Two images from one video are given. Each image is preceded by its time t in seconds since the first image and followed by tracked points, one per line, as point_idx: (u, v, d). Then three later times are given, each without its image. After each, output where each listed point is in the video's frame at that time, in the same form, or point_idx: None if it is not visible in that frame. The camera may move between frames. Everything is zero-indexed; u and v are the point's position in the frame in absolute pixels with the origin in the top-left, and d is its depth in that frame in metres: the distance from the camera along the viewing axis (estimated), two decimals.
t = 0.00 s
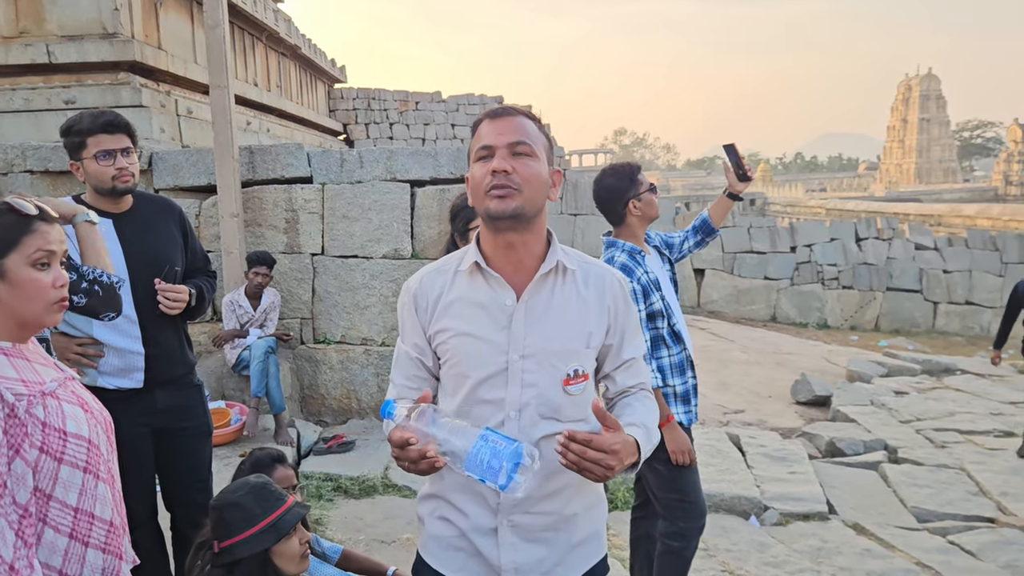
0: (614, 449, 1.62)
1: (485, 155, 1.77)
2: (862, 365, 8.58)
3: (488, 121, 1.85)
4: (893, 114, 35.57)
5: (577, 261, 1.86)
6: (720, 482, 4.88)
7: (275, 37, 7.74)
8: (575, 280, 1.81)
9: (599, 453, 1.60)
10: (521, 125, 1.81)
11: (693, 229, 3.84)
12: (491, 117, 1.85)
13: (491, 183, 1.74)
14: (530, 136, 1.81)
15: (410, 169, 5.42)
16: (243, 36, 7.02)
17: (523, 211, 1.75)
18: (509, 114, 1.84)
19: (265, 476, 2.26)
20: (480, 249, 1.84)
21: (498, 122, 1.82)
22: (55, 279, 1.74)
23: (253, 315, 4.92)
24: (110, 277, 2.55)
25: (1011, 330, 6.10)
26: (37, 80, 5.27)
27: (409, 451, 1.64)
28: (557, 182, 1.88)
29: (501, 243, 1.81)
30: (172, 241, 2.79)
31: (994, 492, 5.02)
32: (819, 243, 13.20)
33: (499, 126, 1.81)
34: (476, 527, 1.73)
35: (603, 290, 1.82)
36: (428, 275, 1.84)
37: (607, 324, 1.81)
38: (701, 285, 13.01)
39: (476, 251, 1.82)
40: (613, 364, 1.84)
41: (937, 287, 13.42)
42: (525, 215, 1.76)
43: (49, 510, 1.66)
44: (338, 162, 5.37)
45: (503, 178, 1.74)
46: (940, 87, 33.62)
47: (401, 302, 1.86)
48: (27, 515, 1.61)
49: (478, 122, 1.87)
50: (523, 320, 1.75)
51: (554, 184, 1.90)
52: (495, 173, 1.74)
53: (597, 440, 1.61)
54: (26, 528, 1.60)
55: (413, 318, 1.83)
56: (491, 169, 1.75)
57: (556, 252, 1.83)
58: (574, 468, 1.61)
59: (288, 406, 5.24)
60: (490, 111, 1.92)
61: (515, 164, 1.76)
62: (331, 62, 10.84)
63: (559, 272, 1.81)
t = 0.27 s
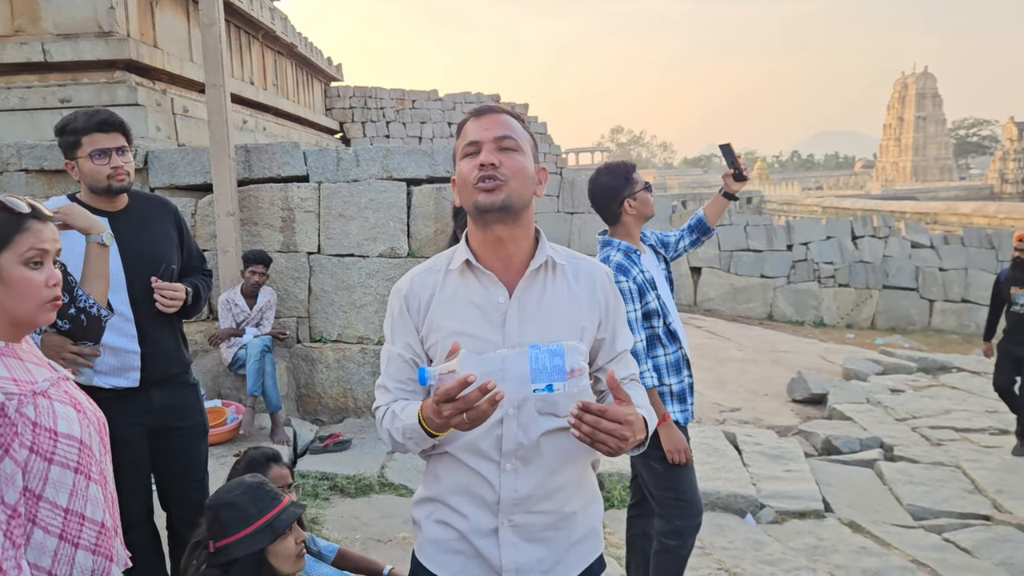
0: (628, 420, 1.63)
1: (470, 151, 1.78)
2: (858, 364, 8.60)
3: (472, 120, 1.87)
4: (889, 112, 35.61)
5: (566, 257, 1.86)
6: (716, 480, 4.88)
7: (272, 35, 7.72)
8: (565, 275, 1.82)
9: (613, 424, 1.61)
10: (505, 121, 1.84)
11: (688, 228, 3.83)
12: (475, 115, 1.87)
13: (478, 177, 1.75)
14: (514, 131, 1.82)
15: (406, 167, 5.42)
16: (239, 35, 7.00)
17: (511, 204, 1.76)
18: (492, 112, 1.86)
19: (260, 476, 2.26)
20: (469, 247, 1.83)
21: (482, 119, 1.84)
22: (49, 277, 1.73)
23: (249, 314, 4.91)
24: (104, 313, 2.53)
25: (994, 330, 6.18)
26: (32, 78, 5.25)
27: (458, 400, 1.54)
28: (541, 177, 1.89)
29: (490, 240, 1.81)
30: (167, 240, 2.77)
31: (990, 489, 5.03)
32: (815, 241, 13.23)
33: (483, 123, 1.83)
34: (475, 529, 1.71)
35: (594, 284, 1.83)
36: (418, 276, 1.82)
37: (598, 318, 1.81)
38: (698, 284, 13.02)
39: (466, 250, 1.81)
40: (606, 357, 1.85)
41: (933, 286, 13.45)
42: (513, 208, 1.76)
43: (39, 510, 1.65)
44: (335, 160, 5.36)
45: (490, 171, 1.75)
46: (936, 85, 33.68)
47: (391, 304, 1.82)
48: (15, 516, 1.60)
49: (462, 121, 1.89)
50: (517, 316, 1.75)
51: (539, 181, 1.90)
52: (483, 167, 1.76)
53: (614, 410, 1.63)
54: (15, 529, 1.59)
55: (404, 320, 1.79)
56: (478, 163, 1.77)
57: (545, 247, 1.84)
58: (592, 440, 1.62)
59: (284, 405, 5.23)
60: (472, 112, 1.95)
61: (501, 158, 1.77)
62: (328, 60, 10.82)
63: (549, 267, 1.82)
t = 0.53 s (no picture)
0: (636, 444, 1.75)
1: (465, 162, 1.73)
2: (856, 360, 8.61)
3: (463, 121, 1.80)
4: (887, 109, 35.62)
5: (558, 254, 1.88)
6: (713, 477, 4.89)
7: (269, 32, 7.69)
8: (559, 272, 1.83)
9: (624, 448, 1.73)
10: (499, 125, 1.77)
11: (686, 225, 3.83)
12: (466, 118, 1.79)
13: (476, 193, 1.72)
14: (508, 137, 1.76)
15: (403, 165, 5.41)
16: (236, 32, 6.98)
17: (510, 216, 1.75)
18: (484, 114, 1.78)
19: (258, 474, 2.25)
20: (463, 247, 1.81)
21: (474, 123, 1.77)
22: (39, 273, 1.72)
23: (247, 312, 4.91)
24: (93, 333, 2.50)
25: (978, 327, 6.04)
26: (28, 75, 5.23)
27: (497, 405, 1.52)
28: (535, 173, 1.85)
29: (485, 243, 1.80)
30: (164, 237, 2.76)
31: (986, 486, 5.04)
32: (813, 238, 13.24)
33: (476, 128, 1.76)
34: (476, 528, 1.70)
35: (585, 281, 1.86)
36: (411, 277, 1.78)
37: (590, 313, 1.85)
38: (696, 281, 13.03)
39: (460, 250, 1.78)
40: (596, 351, 1.89)
41: (931, 283, 13.46)
42: (511, 218, 1.76)
43: (32, 512, 1.62)
44: (332, 157, 5.35)
45: (487, 187, 1.72)
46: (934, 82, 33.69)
47: (383, 305, 1.78)
48: (9, 518, 1.56)
49: (453, 123, 1.81)
50: (515, 315, 1.74)
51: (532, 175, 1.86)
52: (479, 182, 1.72)
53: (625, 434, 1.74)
54: (7, 530, 1.55)
55: (398, 321, 1.76)
56: (474, 177, 1.72)
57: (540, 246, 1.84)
58: (603, 463, 1.73)
59: (282, 402, 5.23)
60: (462, 108, 1.86)
61: (496, 170, 1.73)
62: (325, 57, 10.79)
63: (543, 265, 1.82)
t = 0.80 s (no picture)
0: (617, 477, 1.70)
1: (460, 165, 1.72)
2: (854, 358, 8.62)
3: (460, 121, 1.77)
4: (884, 107, 35.65)
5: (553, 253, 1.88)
6: (711, 474, 4.89)
7: (266, 30, 7.68)
8: (555, 272, 1.83)
9: (604, 482, 1.67)
10: (496, 127, 1.75)
11: (683, 223, 3.83)
12: (463, 119, 1.77)
13: (471, 197, 1.71)
14: (505, 141, 1.75)
15: (401, 163, 5.40)
16: (233, 29, 6.97)
17: (505, 221, 1.74)
18: (482, 115, 1.76)
19: (253, 472, 2.24)
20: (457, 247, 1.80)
21: (472, 125, 1.75)
22: (27, 272, 1.67)
23: (244, 310, 4.90)
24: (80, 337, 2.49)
25: (957, 326, 5.97)
26: (25, 73, 5.21)
27: (474, 457, 1.55)
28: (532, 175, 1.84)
29: (481, 245, 1.80)
30: (162, 236, 2.76)
31: (984, 483, 5.05)
32: (810, 236, 13.25)
33: (473, 130, 1.74)
34: (476, 527, 1.70)
35: (580, 279, 1.85)
36: (404, 276, 1.77)
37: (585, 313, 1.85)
38: (693, 278, 13.04)
39: (455, 250, 1.78)
40: (589, 348, 1.90)
41: (928, 280, 13.47)
42: (507, 223, 1.75)
43: (23, 521, 1.45)
44: (329, 156, 5.35)
45: (483, 192, 1.71)
46: (932, 80, 33.70)
47: (375, 304, 1.77)
48: None
49: (450, 122, 1.79)
50: (512, 315, 1.73)
51: (529, 177, 1.85)
52: (475, 187, 1.70)
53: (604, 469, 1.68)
54: None
55: (391, 321, 1.75)
56: (470, 181, 1.71)
57: (536, 247, 1.83)
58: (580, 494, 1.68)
59: (280, 401, 5.23)
60: (459, 106, 1.84)
61: (493, 175, 1.72)
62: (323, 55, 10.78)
63: (540, 266, 1.82)
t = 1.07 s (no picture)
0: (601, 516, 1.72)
1: (453, 162, 1.72)
2: (852, 356, 8.63)
3: (455, 120, 1.78)
4: (882, 105, 35.68)
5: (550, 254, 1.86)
6: (710, 473, 4.90)
7: (264, 28, 7.67)
8: (552, 273, 1.82)
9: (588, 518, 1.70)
10: (491, 126, 1.74)
11: (682, 221, 3.82)
12: (458, 117, 1.77)
13: (462, 194, 1.71)
14: (499, 138, 1.74)
15: (399, 161, 5.40)
16: (231, 28, 6.96)
17: (497, 219, 1.73)
18: (477, 113, 1.76)
19: (247, 472, 2.24)
20: (452, 246, 1.79)
21: (467, 123, 1.75)
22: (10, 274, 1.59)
23: (242, 309, 4.89)
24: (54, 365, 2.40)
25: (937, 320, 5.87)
26: (22, 72, 5.20)
27: (469, 473, 1.56)
28: (529, 173, 1.83)
29: (476, 245, 1.79)
30: (160, 235, 2.75)
31: (982, 481, 5.06)
32: (809, 234, 13.26)
33: (467, 128, 1.74)
34: (469, 524, 1.70)
35: (576, 280, 1.84)
36: (400, 275, 1.77)
37: (581, 315, 1.84)
38: (692, 277, 13.05)
39: (450, 250, 1.77)
40: (585, 348, 1.90)
41: (926, 278, 13.48)
42: (499, 221, 1.74)
43: (17, 532, 1.33)
44: (327, 154, 5.34)
45: (474, 189, 1.70)
46: (930, 78, 33.73)
47: (371, 302, 1.77)
48: None
49: (446, 121, 1.79)
50: (506, 317, 1.73)
51: (526, 175, 1.84)
52: (466, 184, 1.70)
53: (601, 510, 1.70)
54: None
55: (386, 319, 1.75)
56: (461, 179, 1.71)
57: (533, 247, 1.82)
58: (572, 528, 1.71)
59: (278, 400, 5.23)
60: (457, 104, 1.83)
61: (485, 172, 1.71)
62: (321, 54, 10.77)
63: (537, 267, 1.80)
